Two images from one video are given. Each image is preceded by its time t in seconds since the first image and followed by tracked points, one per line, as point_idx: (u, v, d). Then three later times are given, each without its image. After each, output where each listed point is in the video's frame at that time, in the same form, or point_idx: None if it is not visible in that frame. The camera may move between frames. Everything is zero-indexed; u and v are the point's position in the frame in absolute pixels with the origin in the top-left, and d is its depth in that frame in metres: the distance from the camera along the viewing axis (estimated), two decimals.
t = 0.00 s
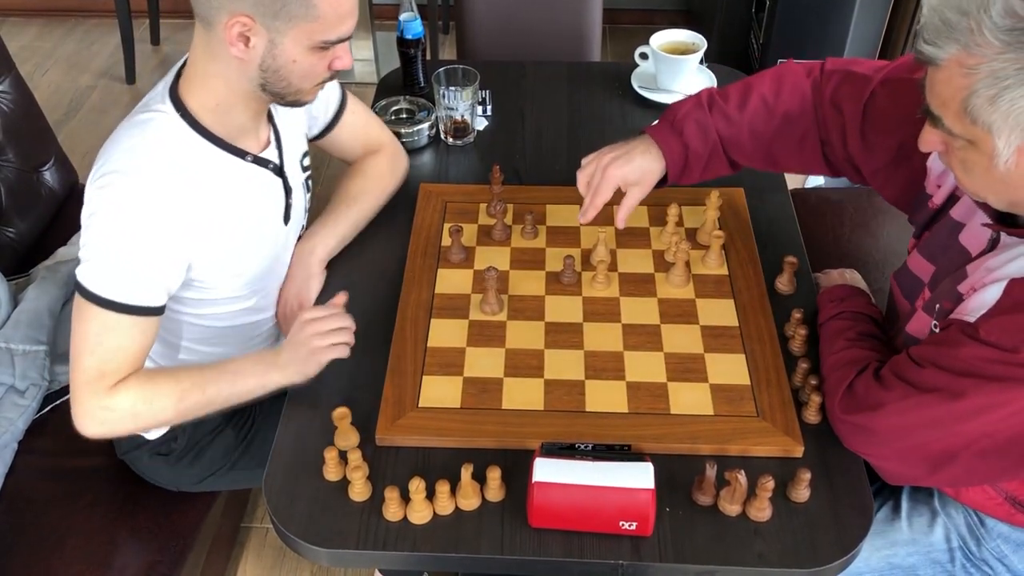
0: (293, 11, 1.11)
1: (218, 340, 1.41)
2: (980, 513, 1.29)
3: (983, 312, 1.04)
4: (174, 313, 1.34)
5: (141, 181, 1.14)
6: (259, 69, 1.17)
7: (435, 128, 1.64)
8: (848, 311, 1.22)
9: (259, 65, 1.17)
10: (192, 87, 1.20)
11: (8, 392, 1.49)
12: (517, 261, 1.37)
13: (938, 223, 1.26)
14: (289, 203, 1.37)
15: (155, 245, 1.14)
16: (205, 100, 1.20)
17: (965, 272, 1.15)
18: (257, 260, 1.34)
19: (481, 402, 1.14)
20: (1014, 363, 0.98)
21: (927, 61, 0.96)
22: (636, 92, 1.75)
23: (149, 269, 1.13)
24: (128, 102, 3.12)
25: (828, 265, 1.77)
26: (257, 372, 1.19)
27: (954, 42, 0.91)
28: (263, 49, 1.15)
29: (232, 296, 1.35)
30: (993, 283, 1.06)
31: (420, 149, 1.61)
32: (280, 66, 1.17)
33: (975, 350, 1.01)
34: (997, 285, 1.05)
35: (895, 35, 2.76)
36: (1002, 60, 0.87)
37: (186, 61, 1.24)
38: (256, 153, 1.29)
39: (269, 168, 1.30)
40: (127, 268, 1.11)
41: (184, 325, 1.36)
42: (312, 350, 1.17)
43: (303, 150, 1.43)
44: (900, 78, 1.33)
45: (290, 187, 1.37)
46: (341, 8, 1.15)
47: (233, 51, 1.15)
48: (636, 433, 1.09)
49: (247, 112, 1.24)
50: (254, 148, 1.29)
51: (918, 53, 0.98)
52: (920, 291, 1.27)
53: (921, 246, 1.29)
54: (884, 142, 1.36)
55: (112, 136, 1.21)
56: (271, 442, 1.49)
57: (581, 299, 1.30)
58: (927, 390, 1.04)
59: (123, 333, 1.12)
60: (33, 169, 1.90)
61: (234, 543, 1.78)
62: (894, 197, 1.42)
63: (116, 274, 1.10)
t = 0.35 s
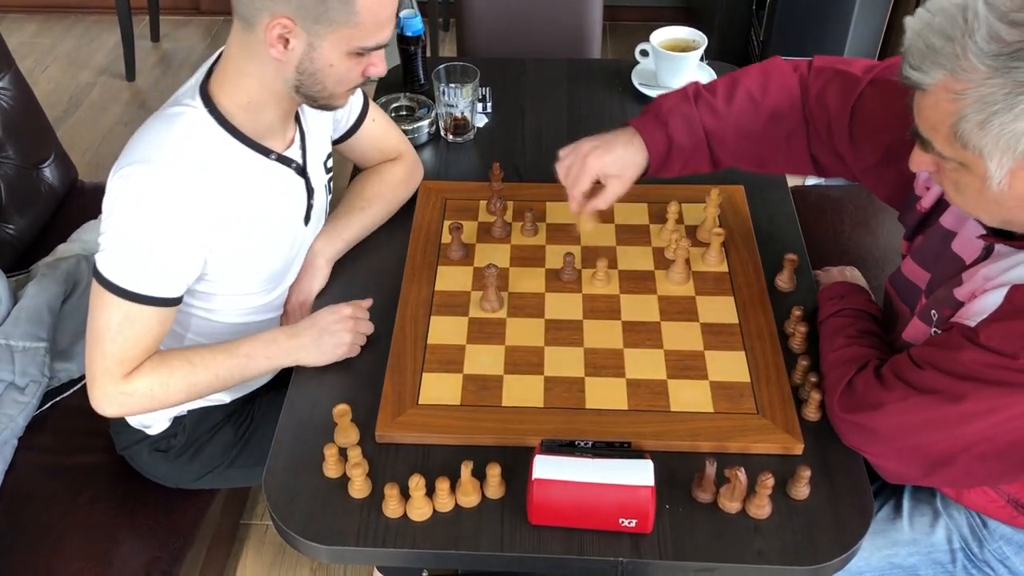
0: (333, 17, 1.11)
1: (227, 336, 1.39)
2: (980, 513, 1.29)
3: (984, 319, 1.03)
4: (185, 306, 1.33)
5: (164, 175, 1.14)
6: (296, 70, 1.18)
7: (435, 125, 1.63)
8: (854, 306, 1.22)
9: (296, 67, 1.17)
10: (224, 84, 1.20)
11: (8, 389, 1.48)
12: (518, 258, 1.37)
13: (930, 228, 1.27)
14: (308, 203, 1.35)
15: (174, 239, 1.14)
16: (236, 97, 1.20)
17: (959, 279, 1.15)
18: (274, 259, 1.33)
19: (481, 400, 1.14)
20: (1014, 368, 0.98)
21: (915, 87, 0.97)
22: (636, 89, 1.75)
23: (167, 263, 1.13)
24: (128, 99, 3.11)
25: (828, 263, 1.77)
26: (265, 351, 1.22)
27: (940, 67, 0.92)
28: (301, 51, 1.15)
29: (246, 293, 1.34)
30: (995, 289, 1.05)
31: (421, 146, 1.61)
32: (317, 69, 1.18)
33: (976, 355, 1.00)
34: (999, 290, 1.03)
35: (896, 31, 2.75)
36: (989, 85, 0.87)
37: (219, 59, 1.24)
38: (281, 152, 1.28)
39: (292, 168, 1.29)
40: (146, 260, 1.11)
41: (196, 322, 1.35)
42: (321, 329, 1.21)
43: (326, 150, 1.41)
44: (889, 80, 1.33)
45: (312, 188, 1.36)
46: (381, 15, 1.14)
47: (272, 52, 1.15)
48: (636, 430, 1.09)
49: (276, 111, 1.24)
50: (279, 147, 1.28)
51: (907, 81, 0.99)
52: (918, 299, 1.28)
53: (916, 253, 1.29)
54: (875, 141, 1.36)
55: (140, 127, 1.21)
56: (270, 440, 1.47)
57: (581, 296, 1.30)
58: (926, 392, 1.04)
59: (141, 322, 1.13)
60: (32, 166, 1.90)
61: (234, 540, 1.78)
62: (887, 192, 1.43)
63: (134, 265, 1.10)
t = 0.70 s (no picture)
0: (336, 15, 1.12)
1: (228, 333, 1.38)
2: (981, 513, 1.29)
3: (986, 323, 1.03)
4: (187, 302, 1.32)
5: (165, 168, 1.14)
6: (297, 67, 1.18)
7: (435, 122, 1.63)
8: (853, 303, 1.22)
9: (297, 64, 1.18)
10: (226, 77, 1.20)
11: (7, 386, 1.48)
12: (518, 256, 1.37)
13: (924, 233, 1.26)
14: (308, 199, 1.35)
15: (175, 232, 1.13)
16: (237, 93, 1.20)
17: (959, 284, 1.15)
18: (276, 255, 1.32)
19: (481, 397, 1.14)
20: (1016, 375, 0.98)
21: (919, 100, 0.95)
22: (636, 86, 1.75)
23: (169, 255, 1.13)
24: (128, 96, 3.11)
25: (828, 260, 1.77)
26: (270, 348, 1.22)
27: (945, 81, 0.91)
28: (303, 48, 1.16)
29: (247, 289, 1.34)
30: (998, 294, 1.05)
31: (421, 143, 1.61)
32: (317, 67, 1.18)
33: (978, 361, 1.00)
34: (1001, 295, 1.04)
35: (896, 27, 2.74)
36: (997, 100, 0.87)
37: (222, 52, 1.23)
38: (283, 147, 1.28)
39: (293, 163, 1.29)
40: (148, 253, 1.11)
41: (197, 319, 1.34)
42: (322, 326, 1.21)
43: (325, 147, 1.42)
44: (886, 102, 1.27)
45: (311, 184, 1.36)
46: (383, 17, 1.14)
47: (273, 48, 1.16)
48: (636, 427, 1.09)
49: (276, 107, 1.24)
50: (280, 142, 1.28)
51: (909, 94, 0.98)
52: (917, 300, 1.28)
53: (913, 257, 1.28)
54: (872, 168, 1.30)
55: (142, 122, 1.21)
56: (269, 440, 1.47)
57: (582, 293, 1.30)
58: (927, 394, 1.03)
59: (143, 317, 1.13)
60: (32, 163, 1.89)
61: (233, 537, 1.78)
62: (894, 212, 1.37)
63: (135, 258, 1.10)
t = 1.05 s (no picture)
0: (333, 3, 1.12)
1: (229, 329, 1.37)
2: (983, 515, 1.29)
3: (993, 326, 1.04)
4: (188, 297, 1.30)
5: (168, 156, 1.14)
6: (296, 56, 1.18)
7: (433, 121, 1.63)
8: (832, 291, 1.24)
9: (296, 53, 1.17)
10: (227, 69, 1.20)
11: (6, 385, 1.49)
12: (518, 255, 1.37)
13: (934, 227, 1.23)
14: (309, 192, 1.35)
15: (179, 218, 1.13)
16: (239, 83, 1.20)
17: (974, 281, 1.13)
18: (278, 246, 1.32)
19: (480, 396, 1.14)
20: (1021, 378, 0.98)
21: (947, 72, 0.96)
22: (635, 86, 1.75)
23: (174, 242, 1.12)
24: (127, 95, 3.11)
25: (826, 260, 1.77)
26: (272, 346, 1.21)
27: (972, 54, 0.92)
28: (301, 37, 1.16)
29: (249, 282, 1.33)
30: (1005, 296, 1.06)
31: (420, 142, 1.61)
32: (316, 55, 1.18)
33: (982, 364, 1.00)
34: (1010, 298, 1.05)
35: (896, 23, 2.73)
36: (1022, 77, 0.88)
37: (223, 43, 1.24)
38: (284, 138, 1.28)
39: (294, 155, 1.29)
40: (153, 239, 1.10)
41: (200, 313, 1.33)
42: (323, 326, 1.21)
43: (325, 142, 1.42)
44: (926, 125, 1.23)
45: (312, 176, 1.35)
46: (379, 4, 1.15)
47: (271, 38, 1.15)
48: (635, 426, 1.09)
49: (279, 97, 1.24)
50: (281, 133, 1.28)
51: (938, 66, 0.99)
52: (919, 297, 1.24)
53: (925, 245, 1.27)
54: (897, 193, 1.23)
55: (144, 114, 1.21)
56: (269, 438, 1.46)
57: (581, 293, 1.30)
58: (931, 396, 1.03)
59: (146, 303, 1.11)
60: (31, 163, 1.90)
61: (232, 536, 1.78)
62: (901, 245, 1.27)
63: (140, 244, 1.09)
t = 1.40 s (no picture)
0: None
1: (229, 323, 1.36)
2: (979, 508, 1.29)
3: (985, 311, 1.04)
4: (187, 289, 1.29)
5: (166, 143, 1.13)
6: (284, 43, 1.16)
7: (432, 121, 1.63)
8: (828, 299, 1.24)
9: (284, 39, 1.15)
10: (224, 59, 1.19)
11: (5, 385, 1.49)
12: (517, 255, 1.37)
13: (954, 215, 1.28)
14: (307, 184, 1.35)
15: (177, 205, 1.13)
16: (233, 71, 1.19)
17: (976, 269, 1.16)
18: (276, 237, 1.31)
19: (479, 396, 1.14)
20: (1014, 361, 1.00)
21: (944, 48, 0.99)
22: (633, 86, 1.75)
23: (171, 229, 1.12)
24: (126, 95, 3.11)
25: (824, 260, 1.77)
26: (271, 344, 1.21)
27: (971, 30, 0.94)
28: (288, 23, 1.13)
29: (247, 275, 1.32)
30: (998, 281, 1.05)
31: (419, 142, 1.61)
32: (303, 42, 1.15)
33: (974, 348, 1.02)
34: (1000, 283, 1.04)
35: (896, 21, 2.73)
36: (1017, 50, 0.91)
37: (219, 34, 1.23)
38: (281, 128, 1.28)
39: (292, 145, 1.29)
40: (150, 224, 1.10)
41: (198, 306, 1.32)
42: (321, 325, 1.21)
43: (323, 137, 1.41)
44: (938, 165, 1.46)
45: (309, 168, 1.35)
46: None
47: (259, 22, 1.13)
48: (633, 426, 1.09)
49: (274, 86, 1.23)
50: (278, 123, 1.27)
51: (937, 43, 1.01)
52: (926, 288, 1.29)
53: (937, 242, 1.31)
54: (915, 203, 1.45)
55: (143, 104, 1.21)
56: (268, 438, 1.46)
57: (580, 292, 1.30)
58: (926, 385, 1.05)
59: (143, 289, 1.11)
60: (29, 163, 1.89)
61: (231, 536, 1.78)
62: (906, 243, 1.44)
63: (138, 230, 1.09)
